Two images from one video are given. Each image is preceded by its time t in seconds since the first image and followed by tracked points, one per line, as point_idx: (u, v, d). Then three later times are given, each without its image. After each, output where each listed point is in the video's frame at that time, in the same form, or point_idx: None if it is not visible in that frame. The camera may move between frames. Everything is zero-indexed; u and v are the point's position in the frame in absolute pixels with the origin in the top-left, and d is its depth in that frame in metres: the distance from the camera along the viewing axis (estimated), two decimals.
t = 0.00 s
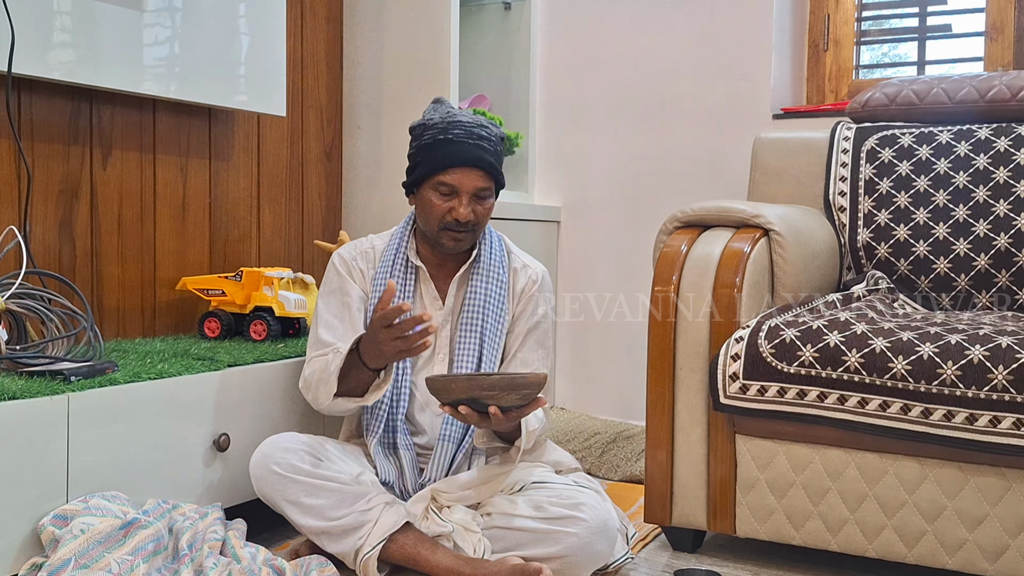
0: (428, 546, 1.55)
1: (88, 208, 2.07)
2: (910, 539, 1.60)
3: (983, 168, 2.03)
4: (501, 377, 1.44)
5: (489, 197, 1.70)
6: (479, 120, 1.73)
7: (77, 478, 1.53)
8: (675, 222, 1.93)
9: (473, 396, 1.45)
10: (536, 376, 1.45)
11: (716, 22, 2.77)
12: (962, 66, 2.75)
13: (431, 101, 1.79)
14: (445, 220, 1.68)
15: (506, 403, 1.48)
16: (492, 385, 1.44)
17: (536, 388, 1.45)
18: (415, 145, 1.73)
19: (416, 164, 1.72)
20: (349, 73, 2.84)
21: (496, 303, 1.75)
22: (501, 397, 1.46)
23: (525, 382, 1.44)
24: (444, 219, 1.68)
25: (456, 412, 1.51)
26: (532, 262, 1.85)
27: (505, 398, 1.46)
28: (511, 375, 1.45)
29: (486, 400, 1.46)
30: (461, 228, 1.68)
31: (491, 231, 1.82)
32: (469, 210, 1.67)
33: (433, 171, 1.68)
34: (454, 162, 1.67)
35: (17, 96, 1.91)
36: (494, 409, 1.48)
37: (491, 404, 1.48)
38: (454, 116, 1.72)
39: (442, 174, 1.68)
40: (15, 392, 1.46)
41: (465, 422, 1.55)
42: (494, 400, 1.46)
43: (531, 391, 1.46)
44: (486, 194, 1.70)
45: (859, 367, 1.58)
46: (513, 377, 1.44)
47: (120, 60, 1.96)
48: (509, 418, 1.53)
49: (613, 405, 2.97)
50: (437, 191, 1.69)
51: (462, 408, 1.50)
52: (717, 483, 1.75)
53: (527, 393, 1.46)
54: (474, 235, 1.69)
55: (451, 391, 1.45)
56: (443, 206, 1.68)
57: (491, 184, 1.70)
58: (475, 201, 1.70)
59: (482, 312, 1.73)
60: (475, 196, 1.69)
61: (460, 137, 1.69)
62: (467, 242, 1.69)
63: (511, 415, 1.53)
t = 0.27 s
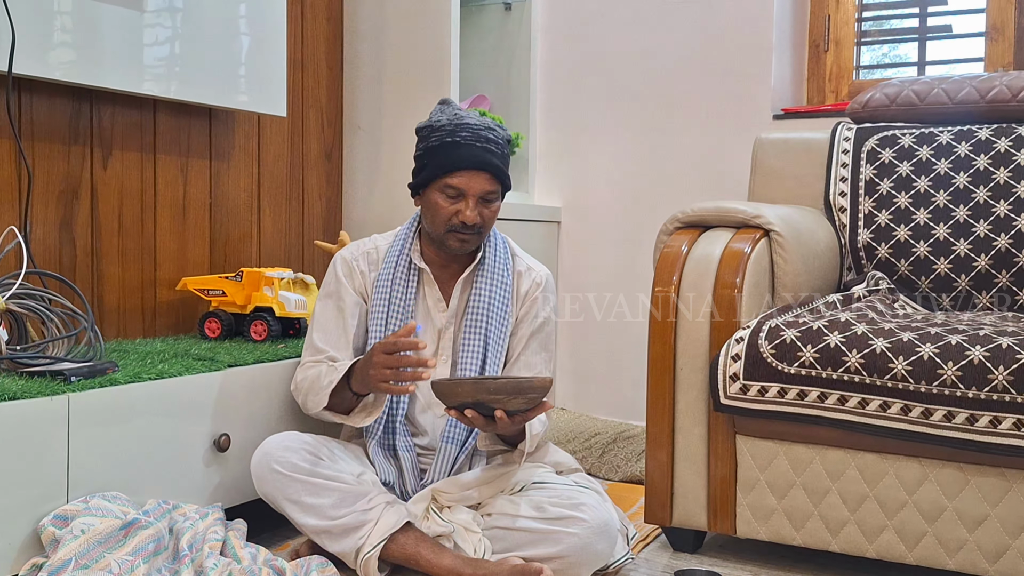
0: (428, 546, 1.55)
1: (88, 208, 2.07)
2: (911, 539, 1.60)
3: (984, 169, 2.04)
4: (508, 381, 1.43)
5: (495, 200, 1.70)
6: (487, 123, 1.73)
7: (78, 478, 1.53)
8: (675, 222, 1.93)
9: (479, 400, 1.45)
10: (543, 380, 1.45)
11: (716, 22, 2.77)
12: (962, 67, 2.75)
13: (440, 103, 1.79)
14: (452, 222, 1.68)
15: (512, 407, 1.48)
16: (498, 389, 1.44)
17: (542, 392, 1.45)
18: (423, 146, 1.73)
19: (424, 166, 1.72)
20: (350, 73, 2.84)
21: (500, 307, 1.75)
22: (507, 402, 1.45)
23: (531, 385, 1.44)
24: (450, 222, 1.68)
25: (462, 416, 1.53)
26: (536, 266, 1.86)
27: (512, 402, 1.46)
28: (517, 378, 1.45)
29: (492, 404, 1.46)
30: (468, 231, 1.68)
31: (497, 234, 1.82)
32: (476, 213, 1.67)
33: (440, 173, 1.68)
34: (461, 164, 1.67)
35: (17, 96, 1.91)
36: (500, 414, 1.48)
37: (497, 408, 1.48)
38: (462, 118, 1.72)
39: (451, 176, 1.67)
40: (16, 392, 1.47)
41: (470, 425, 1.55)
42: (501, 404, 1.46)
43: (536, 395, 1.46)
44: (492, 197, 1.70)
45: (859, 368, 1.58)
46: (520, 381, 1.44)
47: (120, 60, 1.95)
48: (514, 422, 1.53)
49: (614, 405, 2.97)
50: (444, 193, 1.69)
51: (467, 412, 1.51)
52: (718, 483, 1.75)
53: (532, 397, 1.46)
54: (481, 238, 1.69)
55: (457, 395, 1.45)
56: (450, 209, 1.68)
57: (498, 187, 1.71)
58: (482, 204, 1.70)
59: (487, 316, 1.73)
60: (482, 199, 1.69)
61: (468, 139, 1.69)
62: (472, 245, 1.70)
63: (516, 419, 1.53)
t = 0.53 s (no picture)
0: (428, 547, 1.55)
1: (88, 209, 2.07)
2: (911, 539, 1.60)
3: (984, 169, 2.04)
4: (518, 389, 1.44)
5: (502, 204, 1.71)
6: (497, 126, 1.73)
7: (78, 478, 1.53)
8: (676, 222, 1.93)
9: (487, 406, 1.46)
10: (551, 386, 1.45)
11: (717, 23, 2.77)
12: (962, 67, 2.75)
13: (450, 104, 1.79)
14: (459, 223, 1.68)
15: (519, 414, 1.47)
16: (507, 394, 1.44)
17: (549, 398, 1.45)
18: (433, 146, 1.72)
19: (433, 165, 1.71)
20: (350, 73, 2.84)
21: (505, 310, 1.75)
22: (515, 408, 1.45)
23: (540, 392, 1.44)
24: (457, 223, 1.68)
25: (469, 421, 1.51)
26: (541, 269, 1.86)
27: (520, 408, 1.46)
28: (526, 385, 1.45)
29: (500, 410, 1.46)
30: (474, 233, 1.68)
31: (502, 236, 1.83)
32: (482, 215, 1.68)
33: (448, 174, 1.68)
34: (470, 166, 1.67)
35: (18, 96, 1.91)
36: (507, 418, 1.48)
37: (505, 414, 1.47)
38: (473, 120, 1.72)
39: (460, 178, 1.67)
40: (16, 392, 1.47)
41: (476, 430, 1.54)
42: (508, 410, 1.46)
43: (544, 401, 1.46)
44: (499, 200, 1.71)
45: (860, 368, 1.58)
46: (528, 387, 1.44)
47: (120, 60, 1.96)
48: (520, 426, 1.52)
49: (614, 406, 2.97)
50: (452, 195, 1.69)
51: (474, 417, 1.49)
52: (718, 483, 1.75)
53: (540, 403, 1.46)
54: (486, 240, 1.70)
55: (467, 401, 1.45)
56: (457, 211, 1.68)
57: (505, 191, 1.71)
58: (489, 206, 1.70)
59: (490, 318, 1.73)
60: (489, 202, 1.69)
61: (478, 142, 1.69)
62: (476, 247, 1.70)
63: (523, 424, 1.52)
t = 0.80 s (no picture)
0: (429, 547, 1.55)
1: (89, 209, 2.07)
2: (911, 540, 1.60)
3: (984, 170, 2.04)
4: (533, 391, 1.44)
5: (500, 185, 1.72)
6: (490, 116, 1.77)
7: (78, 478, 1.53)
8: (676, 223, 1.93)
9: (501, 408, 1.46)
10: (565, 388, 1.46)
11: (717, 23, 2.77)
12: (962, 68, 2.75)
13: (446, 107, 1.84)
14: (458, 208, 1.69)
15: (533, 416, 1.48)
16: (521, 397, 1.44)
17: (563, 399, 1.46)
18: (428, 141, 1.77)
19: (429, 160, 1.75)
20: (350, 73, 2.84)
21: (509, 308, 1.75)
22: (529, 410, 1.46)
23: (554, 393, 1.45)
24: (456, 209, 1.70)
25: (482, 422, 1.50)
26: (545, 270, 1.86)
27: (533, 410, 1.46)
28: (541, 386, 1.45)
29: (514, 412, 1.46)
30: (474, 216, 1.69)
31: (505, 235, 1.83)
32: (480, 196, 1.69)
33: (444, 162, 1.72)
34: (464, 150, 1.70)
35: (18, 96, 1.91)
36: (522, 421, 1.48)
37: (519, 416, 1.48)
38: (465, 112, 1.76)
39: (454, 162, 1.71)
40: (17, 392, 1.46)
41: (489, 432, 1.53)
42: (522, 412, 1.46)
43: (558, 403, 1.47)
44: (497, 182, 1.72)
45: (860, 368, 1.58)
46: (543, 390, 1.45)
47: (121, 60, 1.95)
48: (533, 428, 1.52)
49: (614, 406, 2.97)
50: (449, 182, 1.71)
51: (489, 419, 1.49)
52: (718, 484, 1.75)
53: (554, 405, 1.47)
54: (487, 224, 1.70)
55: (480, 401, 1.45)
56: (455, 195, 1.70)
57: (501, 172, 1.72)
58: (488, 189, 1.71)
59: (495, 318, 1.73)
60: (486, 182, 1.71)
61: (469, 127, 1.72)
62: (480, 232, 1.70)
63: (535, 425, 1.52)
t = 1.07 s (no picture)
0: (429, 547, 1.55)
1: (89, 209, 2.07)
2: (911, 541, 1.60)
3: (984, 170, 2.04)
4: (544, 382, 1.44)
5: (500, 173, 1.74)
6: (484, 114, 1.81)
7: (78, 479, 1.53)
8: (676, 223, 1.93)
9: (513, 400, 1.46)
10: (577, 380, 1.45)
11: (717, 23, 2.77)
12: (962, 69, 2.75)
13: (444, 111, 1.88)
14: (461, 200, 1.71)
15: (544, 408, 1.48)
16: (533, 389, 1.44)
17: (573, 392, 1.45)
18: (426, 143, 1.80)
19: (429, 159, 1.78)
20: (350, 73, 2.84)
21: (512, 309, 1.75)
22: (541, 402, 1.46)
23: (566, 386, 1.44)
24: (460, 201, 1.71)
25: (493, 415, 1.51)
26: (549, 271, 1.86)
27: (544, 402, 1.46)
28: (553, 378, 1.45)
29: (526, 405, 1.47)
30: (477, 205, 1.71)
31: (509, 236, 1.83)
32: (481, 185, 1.71)
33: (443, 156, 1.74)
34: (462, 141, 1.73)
35: (18, 96, 1.91)
36: (533, 414, 1.48)
37: (529, 408, 1.48)
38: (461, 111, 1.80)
39: (453, 154, 1.74)
40: (17, 392, 1.46)
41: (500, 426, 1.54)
42: (533, 404, 1.47)
43: (568, 396, 1.46)
44: (497, 171, 1.74)
45: (860, 369, 1.58)
46: (554, 382, 1.44)
47: (121, 60, 1.95)
48: (543, 421, 1.53)
49: (614, 406, 2.97)
50: (451, 175, 1.74)
51: (499, 411, 1.50)
52: (718, 484, 1.75)
53: (564, 398, 1.46)
54: (491, 213, 1.72)
55: (491, 394, 1.46)
56: (457, 188, 1.72)
57: (501, 160, 1.75)
58: (488, 178, 1.73)
59: (498, 319, 1.73)
60: (486, 171, 1.73)
61: (466, 121, 1.76)
62: (483, 223, 1.71)
63: (546, 418, 1.52)
